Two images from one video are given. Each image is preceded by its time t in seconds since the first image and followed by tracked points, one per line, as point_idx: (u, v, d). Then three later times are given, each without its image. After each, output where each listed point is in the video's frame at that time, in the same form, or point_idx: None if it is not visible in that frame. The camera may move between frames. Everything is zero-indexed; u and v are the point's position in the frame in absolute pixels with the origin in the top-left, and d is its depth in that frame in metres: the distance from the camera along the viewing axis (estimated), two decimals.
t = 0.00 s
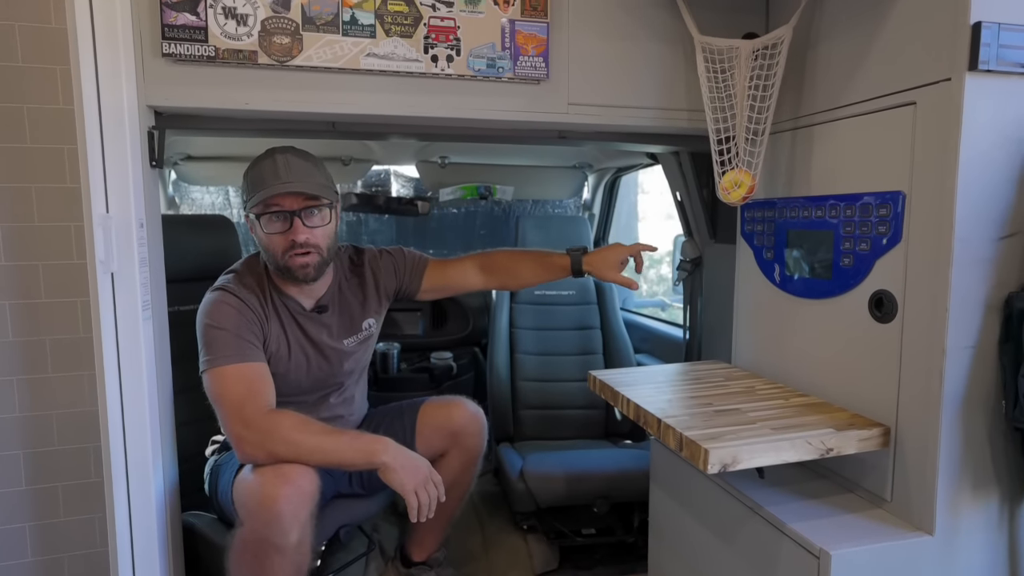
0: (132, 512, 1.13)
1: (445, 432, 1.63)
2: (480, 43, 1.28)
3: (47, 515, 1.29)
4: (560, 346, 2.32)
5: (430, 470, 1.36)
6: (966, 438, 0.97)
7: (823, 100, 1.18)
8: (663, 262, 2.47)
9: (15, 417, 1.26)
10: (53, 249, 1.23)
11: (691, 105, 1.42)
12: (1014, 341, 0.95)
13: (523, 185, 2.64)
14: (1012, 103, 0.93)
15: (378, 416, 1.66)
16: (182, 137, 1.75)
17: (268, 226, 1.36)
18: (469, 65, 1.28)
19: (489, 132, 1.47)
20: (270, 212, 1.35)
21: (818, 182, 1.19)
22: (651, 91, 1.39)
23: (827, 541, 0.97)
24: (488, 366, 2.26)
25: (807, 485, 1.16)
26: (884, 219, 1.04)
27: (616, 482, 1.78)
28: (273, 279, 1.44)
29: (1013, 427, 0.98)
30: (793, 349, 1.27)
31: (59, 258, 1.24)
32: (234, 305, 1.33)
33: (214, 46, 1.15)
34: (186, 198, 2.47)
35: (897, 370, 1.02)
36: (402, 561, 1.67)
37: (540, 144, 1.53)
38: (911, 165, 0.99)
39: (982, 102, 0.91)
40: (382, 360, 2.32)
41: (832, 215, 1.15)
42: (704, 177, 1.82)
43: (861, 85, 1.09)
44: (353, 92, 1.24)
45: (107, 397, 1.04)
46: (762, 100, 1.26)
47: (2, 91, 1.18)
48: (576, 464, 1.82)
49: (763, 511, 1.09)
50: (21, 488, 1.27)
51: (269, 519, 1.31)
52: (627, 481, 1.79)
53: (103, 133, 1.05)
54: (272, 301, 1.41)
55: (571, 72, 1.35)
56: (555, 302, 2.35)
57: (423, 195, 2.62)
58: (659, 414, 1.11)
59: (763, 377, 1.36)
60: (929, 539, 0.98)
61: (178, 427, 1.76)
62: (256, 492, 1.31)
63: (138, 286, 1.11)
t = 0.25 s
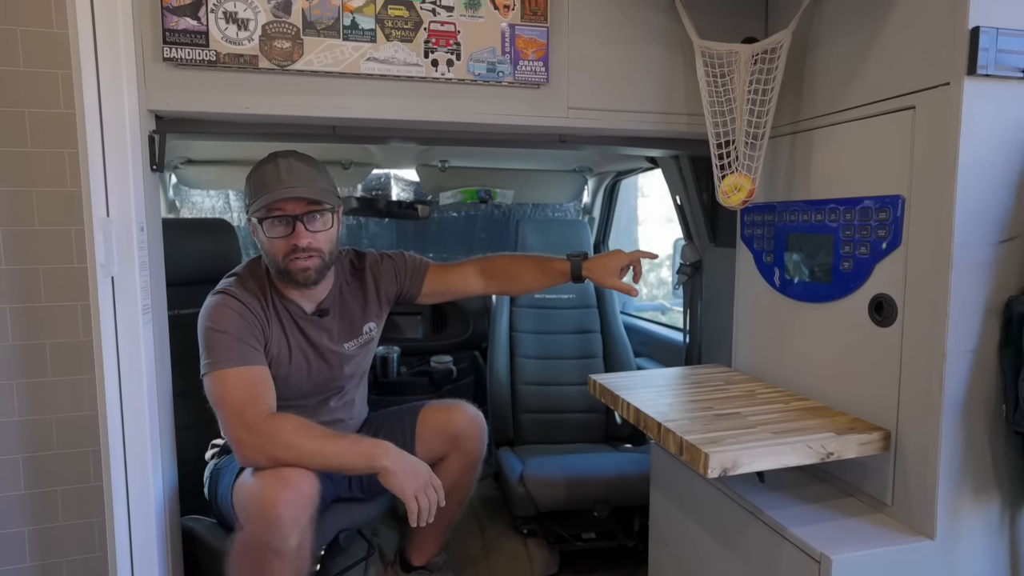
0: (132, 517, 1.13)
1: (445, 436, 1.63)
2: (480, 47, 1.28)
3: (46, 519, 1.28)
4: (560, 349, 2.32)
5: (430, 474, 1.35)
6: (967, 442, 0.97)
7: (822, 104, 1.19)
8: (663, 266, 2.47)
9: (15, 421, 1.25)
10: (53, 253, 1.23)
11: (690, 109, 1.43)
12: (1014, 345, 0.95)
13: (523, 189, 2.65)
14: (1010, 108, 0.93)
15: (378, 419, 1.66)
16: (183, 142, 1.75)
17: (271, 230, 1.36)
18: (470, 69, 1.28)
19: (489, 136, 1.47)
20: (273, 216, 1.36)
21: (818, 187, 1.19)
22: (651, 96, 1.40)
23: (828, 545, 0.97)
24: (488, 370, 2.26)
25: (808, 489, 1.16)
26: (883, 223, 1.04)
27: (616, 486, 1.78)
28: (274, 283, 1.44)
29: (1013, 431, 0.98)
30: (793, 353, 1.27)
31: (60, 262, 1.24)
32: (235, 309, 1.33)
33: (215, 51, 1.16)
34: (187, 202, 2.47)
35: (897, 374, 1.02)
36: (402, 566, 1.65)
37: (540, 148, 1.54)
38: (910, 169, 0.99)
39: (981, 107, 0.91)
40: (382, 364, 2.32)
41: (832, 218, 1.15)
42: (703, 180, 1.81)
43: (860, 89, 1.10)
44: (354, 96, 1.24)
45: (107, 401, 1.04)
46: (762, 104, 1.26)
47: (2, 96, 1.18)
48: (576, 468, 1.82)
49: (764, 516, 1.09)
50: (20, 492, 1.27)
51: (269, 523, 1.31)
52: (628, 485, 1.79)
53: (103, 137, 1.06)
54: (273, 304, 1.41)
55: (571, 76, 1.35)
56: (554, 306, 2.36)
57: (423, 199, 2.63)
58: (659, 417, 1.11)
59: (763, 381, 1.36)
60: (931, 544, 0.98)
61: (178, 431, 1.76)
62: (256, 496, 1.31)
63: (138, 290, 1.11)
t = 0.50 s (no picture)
0: (131, 521, 1.13)
1: (445, 441, 1.62)
2: (480, 51, 1.29)
3: (46, 523, 1.28)
4: (560, 353, 2.32)
5: (430, 478, 1.35)
6: (967, 446, 0.97)
7: (822, 108, 1.19)
8: (663, 269, 2.47)
9: (14, 424, 1.25)
10: (54, 256, 1.23)
11: (690, 113, 1.43)
12: (1014, 348, 0.95)
13: (523, 193, 2.65)
14: (1009, 111, 0.93)
15: (378, 423, 1.66)
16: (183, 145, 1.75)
17: (274, 236, 1.36)
18: (470, 73, 1.29)
19: (489, 140, 1.47)
20: (275, 221, 1.36)
21: (818, 190, 1.19)
22: (650, 100, 1.40)
23: (828, 549, 0.97)
24: (488, 374, 2.26)
25: (808, 493, 1.16)
26: (883, 226, 1.04)
27: (616, 490, 1.78)
28: (275, 286, 1.44)
29: (1013, 434, 0.98)
30: (793, 357, 1.27)
31: (60, 265, 1.24)
32: (236, 313, 1.34)
33: (216, 55, 1.16)
34: (187, 206, 2.48)
35: (897, 377, 1.02)
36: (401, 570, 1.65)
37: (540, 152, 1.54)
38: (910, 173, 0.99)
39: (980, 111, 0.91)
40: (382, 367, 2.32)
41: (831, 222, 1.15)
42: (703, 185, 1.81)
43: (859, 93, 1.10)
44: (354, 100, 1.24)
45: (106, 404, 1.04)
46: (761, 107, 1.26)
47: (3, 99, 1.19)
48: (576, 472, 1.81)
49: (764, 520, 1.09)
50: (19, 496, 1.27)
51: (269, 527, 1.30)
52: (628, 489, 1.79)
53: (104, 140, 1.06)
54: (274, 308, 1.41)
55: (571, 80, 1.35)
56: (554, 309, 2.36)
57: (423, 203, 2.63)
58: (660, 421, 1.11)
59: (763, 384, 1.36)
60: (931, 548, 0.97)
61: (178, 434, 1.76)
62: (256, 499, 1.31)
63: (137, 293, 1.11)
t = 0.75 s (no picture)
0: (131, 524, 1.12)
1: (445, 444, 1.62)
2: (480, 55, 1.29)
3: (45, 526, 1.28)
4: (560, 356, 2.32)
5: (430, 481, 1.35)
6: (968, 449, 0.97)
7: (821, 111, 1.19)
8: (663, 272, 2.47)
9: (14, 428, 1.25)
10: (54, 259, 1.24)
11: (690, 116, 1.43)
12: (1015, 351, 0.95)
13: (523, 196, 2.65)
14: (1009, 115, 0.93)
15: (378, 427, 1.66)
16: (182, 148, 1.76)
17: (273, 236, 1.36)
18: (470, 77, 1.29)
19: (489, 144, 1.47)
20: (275, 222, 1.36)
21: (817, 194, 1.19)
22: (650, 103, 1.40)
23: (829, 553, 0.96)
24: (488, 377, 2.26)
25: (808, 497, 1.16)
26: (883, 230, 1.04)
27: (616, 494, 1.77)
28: (275, 290, 1.44)
29: (1014, 438, 0.98)
30: (793, 360, 1.27)
31: (60, 269, 1.24)
32: (235, 317, 1.34)
33: (216, 59, 1.16)
34: (187, 209, 2.48)
35: (897, 381, 1.02)
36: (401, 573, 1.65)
37: (540, 155, 1.54)
38: (910, 176, 0.99)
39: (980, 114, 0.91)
40: (382, 370, 2.32)
41: (831, 225, 1.15)
42: (703, 189, 1.83)
43: (859, 96, 1.10)
44: (354, 103, 1.25)
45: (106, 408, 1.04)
46: (761, 111, 1.26)
47: (3, 103, 1.19)
48: (576, 476, 1.81)
49: (764, 523, 1.08)
50: (18, 500, 1.26)
51: (269, 531, 1.30)
52: (628, 492, 1.78)
53: (104, 143, 1.06)
54: (274, 312, 1.42)
55: (571, 84, 1.35)
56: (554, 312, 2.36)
57: (423, 206, 2.63)
58: (660, 424, 1.11)
59: (763, 388, 1.36)
60: (932, 551, 0.97)
61: (177, 438, 1.76)
62: (256, 503, 1.31)
63: (138, 296, 1.11)
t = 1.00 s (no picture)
0: (131, 527, 1.12)
1: (445, 446, 1.62)
2: (480, 57, 1.29)
3: (45, 529, 1.28)
4: (561, 359, 2.32)
5: (429, 483, 1.35)
6: (968, 452, 0.97)
7: (822, 114, 1.19)
8: (663, 275, 2.47)
9: (14, 430, 1.25)
10: (54, 262, 1.24)
11: (690, 119, 1.43)
12: (1015, 354, 0.95)
13: (523, 199, 2.65)
14: (1008, 118, 0.93)
15: (377, 429, 1.66)
16: (182, 151, 1.76)
17: (270, 237, 1.36)
18: (470, 79, 1.29)
19: (489, 146, 1.48)
20: (273, 223, 1.36)
21: (818, 196, 1.19)
22: (650, 106, 1.40)
23: (829, 555, 0.96)
24: (488, 380, 2.26)
25: (808, 500, 1.15)
26: (883, 232, 1.04)
27: (616, 496, 1.77)
28: (274, 293, 1.44)
29: (1014, 440, 0.98)
30: (794, 363, 1.27)
31: (60, 271, 1.24)
32: (234, 319, 1.34)
33: (216, 62, 1.17)
34: (188, 212, 2.48)
35: (897, 383, 1.02)
36: None
37: (540, 158, 1.54)
38: (909, 179, 0.99)
39: (980, 118, 0.91)
40: (382, 373, 2.32)
41: (831, 228, 1.15)
42: (703, 191, 1.82)
43: (859, 99, 1.10)
44: (354, 106, 1.25)
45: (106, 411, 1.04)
46: (761, 114, 1.27)
47: (3, 106, 1.19)
48: (576, 478, 1.81)
49: (764, 526, 1.08)
50: (19, 502, 1.26)
51: (268, 533, 1.30)
52: (628, 495, 1.78)
53: (104, 146, 1.06)
54: (273, 314, 1.42)
55: (571, 86, 1.35)
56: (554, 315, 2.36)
57: (423, 209, 2.63)
58: (660, 427, 1.11)
59: (763, 390, 1.35)
60: (932, 554, 0.97)
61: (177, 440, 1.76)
62: (255, 506, 1.31)
63: (138, 299, 1.11)
